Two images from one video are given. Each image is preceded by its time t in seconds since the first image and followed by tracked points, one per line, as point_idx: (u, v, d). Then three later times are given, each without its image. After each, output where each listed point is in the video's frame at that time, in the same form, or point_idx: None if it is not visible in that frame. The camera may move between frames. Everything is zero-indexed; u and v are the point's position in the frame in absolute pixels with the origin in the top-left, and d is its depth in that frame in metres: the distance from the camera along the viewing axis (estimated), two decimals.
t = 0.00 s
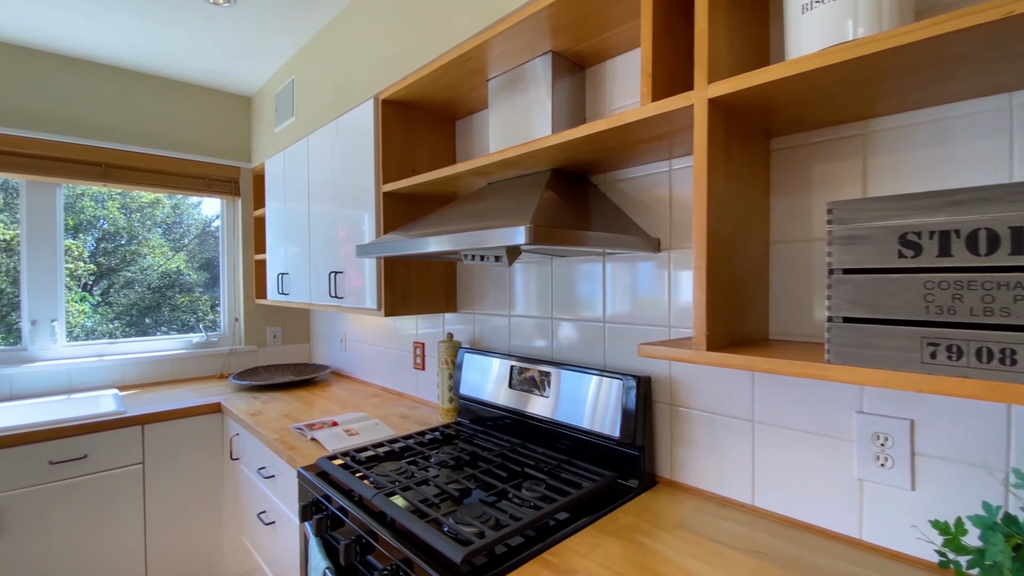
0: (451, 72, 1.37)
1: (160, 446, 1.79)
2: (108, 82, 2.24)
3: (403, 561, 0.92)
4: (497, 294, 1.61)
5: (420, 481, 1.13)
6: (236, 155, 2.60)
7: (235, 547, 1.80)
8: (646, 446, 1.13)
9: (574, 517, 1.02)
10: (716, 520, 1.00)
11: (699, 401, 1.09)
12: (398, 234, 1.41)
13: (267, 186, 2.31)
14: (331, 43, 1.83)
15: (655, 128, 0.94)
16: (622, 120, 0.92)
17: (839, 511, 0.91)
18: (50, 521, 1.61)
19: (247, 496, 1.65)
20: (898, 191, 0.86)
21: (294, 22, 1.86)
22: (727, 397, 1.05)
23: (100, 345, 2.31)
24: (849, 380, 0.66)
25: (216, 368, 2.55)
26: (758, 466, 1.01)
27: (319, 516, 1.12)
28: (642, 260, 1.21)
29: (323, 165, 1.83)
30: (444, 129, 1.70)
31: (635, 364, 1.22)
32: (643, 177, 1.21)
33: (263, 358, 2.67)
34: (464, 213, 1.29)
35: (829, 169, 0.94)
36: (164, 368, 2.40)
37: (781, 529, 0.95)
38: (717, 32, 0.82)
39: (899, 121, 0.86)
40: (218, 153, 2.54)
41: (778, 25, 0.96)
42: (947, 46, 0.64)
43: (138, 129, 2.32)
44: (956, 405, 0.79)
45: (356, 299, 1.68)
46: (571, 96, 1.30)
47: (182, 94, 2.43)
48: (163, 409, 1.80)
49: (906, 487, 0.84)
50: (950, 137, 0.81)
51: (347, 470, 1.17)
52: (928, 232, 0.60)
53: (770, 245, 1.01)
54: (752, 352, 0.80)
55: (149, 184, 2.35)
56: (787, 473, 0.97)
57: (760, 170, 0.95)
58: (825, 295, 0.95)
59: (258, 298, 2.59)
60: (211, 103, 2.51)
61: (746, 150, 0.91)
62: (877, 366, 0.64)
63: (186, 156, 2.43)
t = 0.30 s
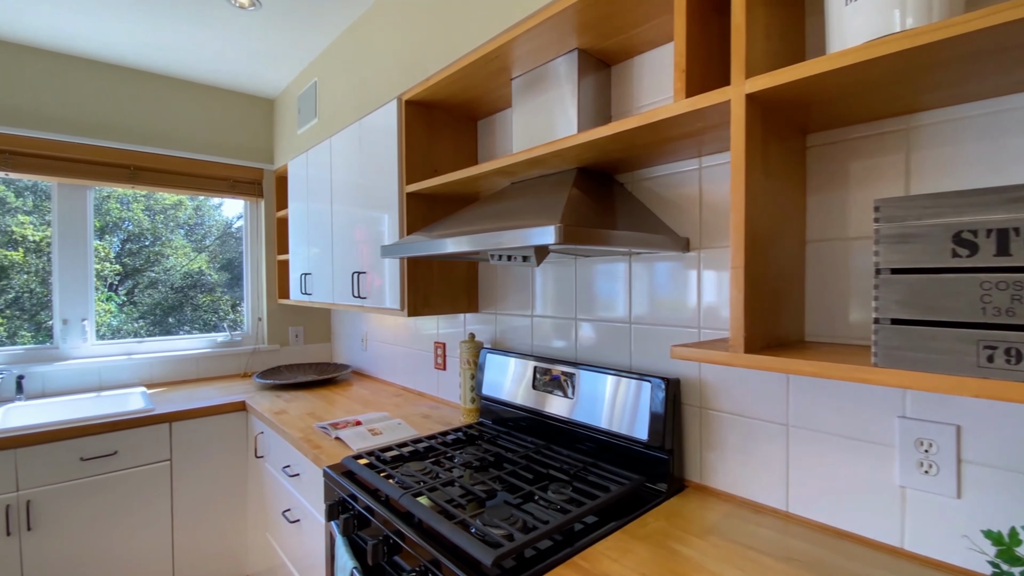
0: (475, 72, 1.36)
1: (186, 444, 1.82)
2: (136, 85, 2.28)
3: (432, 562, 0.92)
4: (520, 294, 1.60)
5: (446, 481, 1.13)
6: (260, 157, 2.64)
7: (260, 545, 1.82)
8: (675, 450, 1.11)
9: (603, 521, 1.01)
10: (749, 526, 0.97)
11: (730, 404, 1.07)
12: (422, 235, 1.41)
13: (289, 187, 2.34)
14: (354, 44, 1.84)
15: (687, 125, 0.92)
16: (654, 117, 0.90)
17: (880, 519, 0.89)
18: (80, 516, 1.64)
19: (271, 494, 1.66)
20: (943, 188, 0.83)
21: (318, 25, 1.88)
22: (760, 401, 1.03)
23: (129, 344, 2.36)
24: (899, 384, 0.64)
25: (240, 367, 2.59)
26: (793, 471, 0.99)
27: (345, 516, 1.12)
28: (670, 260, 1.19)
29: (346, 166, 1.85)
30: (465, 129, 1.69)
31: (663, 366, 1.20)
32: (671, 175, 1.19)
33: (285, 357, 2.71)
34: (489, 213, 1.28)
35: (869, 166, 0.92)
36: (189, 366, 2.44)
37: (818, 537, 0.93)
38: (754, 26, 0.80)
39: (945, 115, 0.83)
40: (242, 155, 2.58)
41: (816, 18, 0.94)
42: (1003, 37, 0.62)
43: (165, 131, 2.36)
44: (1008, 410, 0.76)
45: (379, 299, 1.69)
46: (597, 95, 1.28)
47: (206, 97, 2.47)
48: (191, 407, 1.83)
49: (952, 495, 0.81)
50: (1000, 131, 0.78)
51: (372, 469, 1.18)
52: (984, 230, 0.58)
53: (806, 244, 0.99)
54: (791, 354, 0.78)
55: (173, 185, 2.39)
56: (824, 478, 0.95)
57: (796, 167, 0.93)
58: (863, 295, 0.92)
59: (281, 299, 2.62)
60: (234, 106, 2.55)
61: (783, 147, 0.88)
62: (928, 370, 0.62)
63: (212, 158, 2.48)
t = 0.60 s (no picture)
0: (500, 71, 1.36)
1: (213, 441, 1.85)
2: (164, 89, 2.32)
3: (461, 564, 0.91)
4: (543, 294, 1.59)
5: (472, 482, 1.12)
6: (284, 159, 2.68)
7: (285, 542, 1.84)
8: (706, 453, 1.09)
9: (633, 525, 0.99)
10: (785, 533, 0.95)
11: (764, 407, 1.05)
12: (446, 235, 1.40)
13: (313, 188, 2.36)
14: (378, 46, 1.85)
15: (722, 122, 0.90)
16: (687, 113, 0.88)
17: (925, 528, 0.85)
18: (110, 512, 1.67)
19: (297, 492, 1.68)
20: (993, 185, 0.80)
21: (342, 27, 1.89)
22: (796, 404, 1.00)
23: (158, 342, 2.41)
24: (952, 389, 0.61)
25: (264, 366, 2.63)
26: (830, 477, 0.96)
27: (372, 515, 1.13)
28: (700, 260, 1.17)
29: (370, 167, 1.86)
30: (489, 128, 1.69)
31: (693, 367, 1.17)
32: (701, 173, 1.17)
33: (309, 355, 2.74)
34: (515, 212, 1.28)
35: (912, 162, 0.89)
36: (214, 365, 2.48)
37: (859, 545, 0.90)
38: (793, 18, 0.78)
39: (995, 109, 0.80)
40: (267, 157, 2.62)
41: (856, 10, 0.91)
42: None
43: (192, 134, 2.40)
44: None
45: (402, 299, 1.70)
46: (623, 92, 1.26)
47: (231, 100, 2.51)
48: (217, 405, 1.86)
49: (1003, 504, 0.78)
50: None
51: (399, 469, 1.18)
52: None
53: (845, 243, 0.96)
54: (834, 356, 0.76)
55: (199, 187, 2.44)
56: (864, 485, 0.92)
57: (834, 164, 0.90)
58: (906, 296, 0.89)
59: (304, 299, 2.66)
60: (258, 108, 2.59)
61: (822, 143, 0.86)
62: (985, 374, 0.59)
63: (238, 160, 2.52)
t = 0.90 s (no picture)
0: (526, 70, 1.35)
1: (241, 438, 1.88)
2: (193, 93, 2.38)
3: (491, 564, 0.91)
4: (567, 294, 1.58)
5: (500, 482, 1.12)
6: (309, 161, 2.72)
7: (310, 540, 1.86)
8: (739, 457, 1.07)
9: (664, 530, 0.98)
10: (823, 540, 0.92)
11: (800, 410, 1.02)
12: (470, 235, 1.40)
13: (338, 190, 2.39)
14: (403, 47, 1.86)
15: (759, 117, 0.88)
16: (723, 109, 0.87)
17: (973, 537, 0.82)
18: (141, 507, 1.71)
19: (323, 490, 1.70)
20: None
21: (367, 29, 1.90)
22: (834, 407, 0.97)
23: (188, 341, 2.47)
24: (1011, 393, 0.58)
25: (289, 364, 2.67)
26: (870, 483, 0.93)
27: (400, 514, 1.13)
28: (733, 259, 1.15)
29: (394, 168, 1.87)
30: (513, 127, 1.68)
31: (725, 369, 1.15)
32: (733, 171, 1.15)
33: (334, 354, 2.78)
34: (541, 212, 1.27)
35: (960, 156, 0.85)
36: (240, 364, 2.52)
37: (902, 554, 0.87)
38: (836, 10, 0.76)
39: None
40: (292, 159, 2.66)
41: None
42: None
43: (220, 137, 2.45)
44: None
45: (426, 299, 1.70)
46: (652, 89, 1.24)
47: (258, 103, 2.55)
48: (246, 402, 1.89)
49: None
50: None
51: (426, 468, 1.18)
52: None
53: (887, 241, 0.93)
54: (879, 358, 0.73)
55: (226, 188, 2.48)
56: (906, 491, 0.89)
57: (877, 159, 0.87)
58: (953, 296, 0.86)
59: (329, 298, 2.70)
60: (284, 111, 2.63)
61: (864, 138, 0.83)
62: None
63: (264, 162, 2.56)
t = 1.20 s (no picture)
0: (552, 69, 1.35)
1: (270, 435, 1.91)
2: (222, 97, 2.43)
3: (521, 565, 0.91)
4: (593, 294, 1.56)
5: (528, 483, 1.11)
6: (333, 163, 2.76)
7: (337, 537, 1.88)
8: (773, 461, 1.05)
9: (696, 534, 0.96)
10: (863, 547, 0.89)
11: (837, 414, 0.99)
12: (495, 236, 1.40)
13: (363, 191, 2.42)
14: (427, 48, 1.87)
15: (798, 112, 0.86)
16: (759, 104, 0.85)
17: None
18: (172, 501, 1.75)
19: (349, 487, 1.72)
20: None
21: (392, 30, 1.92)
22: (874, 411, 0.94)
23: (218, 339, 2.53)
24: None
25: (315, 363, 2.71)
26: (913, 490, 0.90)
27: (428, 512, 1.14)
28: (766, 258, 1.13)
29: (419, 168, 1.88)
30: (538, 127, 1.68)
31: (758, 370, 1.13)
32: (766, 168, 1.12)
33: (358, 353, 2.82)
34: (568, 211, 1.26)
35: (1011, 150, 0.81)
36: (268, 363, 2.57)
37: (948, 563, 0.84)
38: None
39: None
40: (317, 161, 2.71)
41: None
42: None
43: (247, 139, 2.51)
44: None
45: (451, 299, 1.71)
46: (680, 86, 1.23)
47: (284, 106, 2.60)
48: (274, 400, 1.92)
49: None
50: None
51: (453, 467, 1.19)
52: None
53: (931, 239, 0.89)
54: (927, 360, 0.71)
55: (254, 190, 2.53)
56: (953, 500, 0.85)
57: (921, 155, 0.84)
58: (1005, 296, 0.82)
59: (354, 298, 2.74)
60: (309, 114, 2.68)
61: (909, 132, 0.80)
62: None
63: (290, 164, 2.61)
